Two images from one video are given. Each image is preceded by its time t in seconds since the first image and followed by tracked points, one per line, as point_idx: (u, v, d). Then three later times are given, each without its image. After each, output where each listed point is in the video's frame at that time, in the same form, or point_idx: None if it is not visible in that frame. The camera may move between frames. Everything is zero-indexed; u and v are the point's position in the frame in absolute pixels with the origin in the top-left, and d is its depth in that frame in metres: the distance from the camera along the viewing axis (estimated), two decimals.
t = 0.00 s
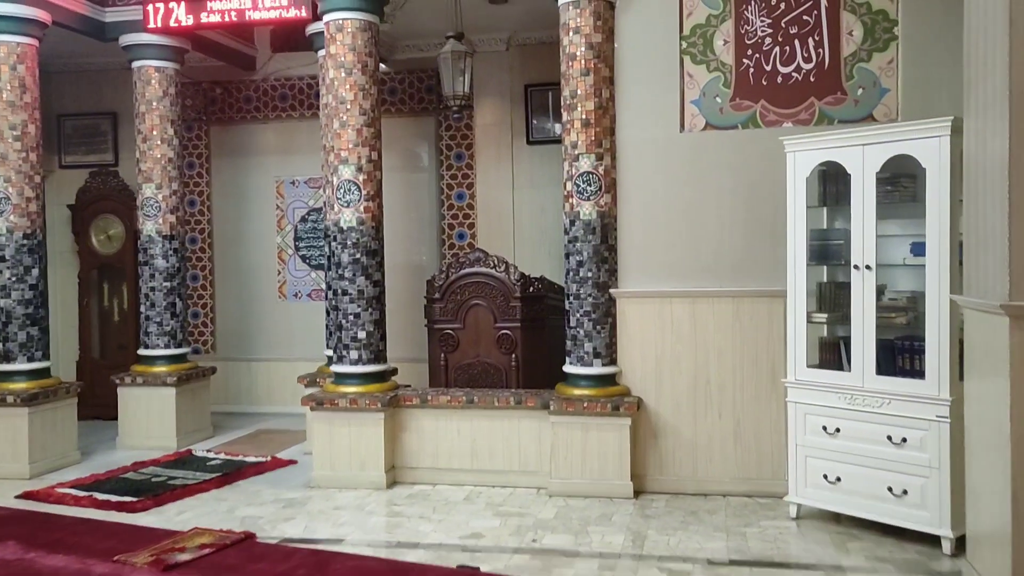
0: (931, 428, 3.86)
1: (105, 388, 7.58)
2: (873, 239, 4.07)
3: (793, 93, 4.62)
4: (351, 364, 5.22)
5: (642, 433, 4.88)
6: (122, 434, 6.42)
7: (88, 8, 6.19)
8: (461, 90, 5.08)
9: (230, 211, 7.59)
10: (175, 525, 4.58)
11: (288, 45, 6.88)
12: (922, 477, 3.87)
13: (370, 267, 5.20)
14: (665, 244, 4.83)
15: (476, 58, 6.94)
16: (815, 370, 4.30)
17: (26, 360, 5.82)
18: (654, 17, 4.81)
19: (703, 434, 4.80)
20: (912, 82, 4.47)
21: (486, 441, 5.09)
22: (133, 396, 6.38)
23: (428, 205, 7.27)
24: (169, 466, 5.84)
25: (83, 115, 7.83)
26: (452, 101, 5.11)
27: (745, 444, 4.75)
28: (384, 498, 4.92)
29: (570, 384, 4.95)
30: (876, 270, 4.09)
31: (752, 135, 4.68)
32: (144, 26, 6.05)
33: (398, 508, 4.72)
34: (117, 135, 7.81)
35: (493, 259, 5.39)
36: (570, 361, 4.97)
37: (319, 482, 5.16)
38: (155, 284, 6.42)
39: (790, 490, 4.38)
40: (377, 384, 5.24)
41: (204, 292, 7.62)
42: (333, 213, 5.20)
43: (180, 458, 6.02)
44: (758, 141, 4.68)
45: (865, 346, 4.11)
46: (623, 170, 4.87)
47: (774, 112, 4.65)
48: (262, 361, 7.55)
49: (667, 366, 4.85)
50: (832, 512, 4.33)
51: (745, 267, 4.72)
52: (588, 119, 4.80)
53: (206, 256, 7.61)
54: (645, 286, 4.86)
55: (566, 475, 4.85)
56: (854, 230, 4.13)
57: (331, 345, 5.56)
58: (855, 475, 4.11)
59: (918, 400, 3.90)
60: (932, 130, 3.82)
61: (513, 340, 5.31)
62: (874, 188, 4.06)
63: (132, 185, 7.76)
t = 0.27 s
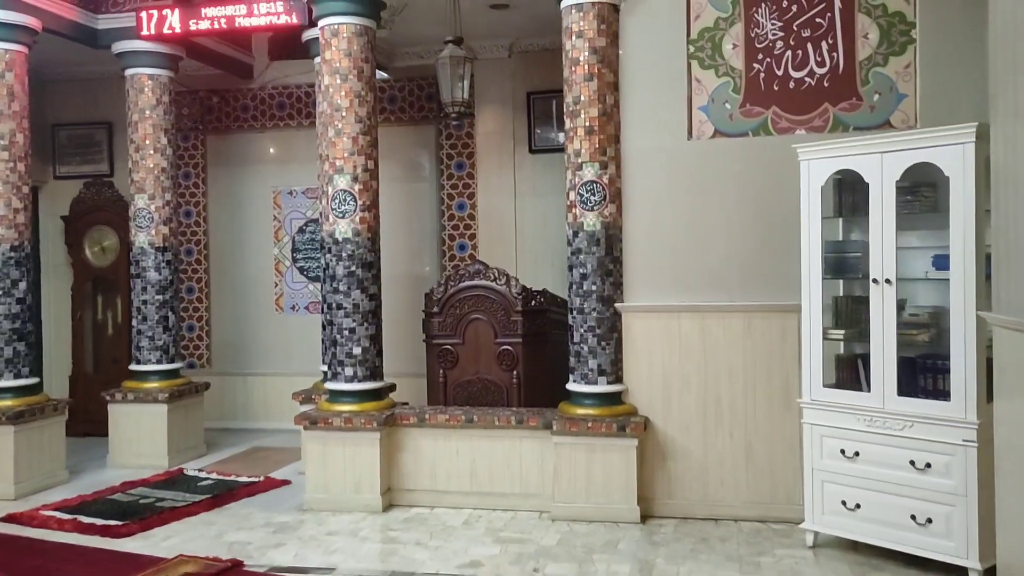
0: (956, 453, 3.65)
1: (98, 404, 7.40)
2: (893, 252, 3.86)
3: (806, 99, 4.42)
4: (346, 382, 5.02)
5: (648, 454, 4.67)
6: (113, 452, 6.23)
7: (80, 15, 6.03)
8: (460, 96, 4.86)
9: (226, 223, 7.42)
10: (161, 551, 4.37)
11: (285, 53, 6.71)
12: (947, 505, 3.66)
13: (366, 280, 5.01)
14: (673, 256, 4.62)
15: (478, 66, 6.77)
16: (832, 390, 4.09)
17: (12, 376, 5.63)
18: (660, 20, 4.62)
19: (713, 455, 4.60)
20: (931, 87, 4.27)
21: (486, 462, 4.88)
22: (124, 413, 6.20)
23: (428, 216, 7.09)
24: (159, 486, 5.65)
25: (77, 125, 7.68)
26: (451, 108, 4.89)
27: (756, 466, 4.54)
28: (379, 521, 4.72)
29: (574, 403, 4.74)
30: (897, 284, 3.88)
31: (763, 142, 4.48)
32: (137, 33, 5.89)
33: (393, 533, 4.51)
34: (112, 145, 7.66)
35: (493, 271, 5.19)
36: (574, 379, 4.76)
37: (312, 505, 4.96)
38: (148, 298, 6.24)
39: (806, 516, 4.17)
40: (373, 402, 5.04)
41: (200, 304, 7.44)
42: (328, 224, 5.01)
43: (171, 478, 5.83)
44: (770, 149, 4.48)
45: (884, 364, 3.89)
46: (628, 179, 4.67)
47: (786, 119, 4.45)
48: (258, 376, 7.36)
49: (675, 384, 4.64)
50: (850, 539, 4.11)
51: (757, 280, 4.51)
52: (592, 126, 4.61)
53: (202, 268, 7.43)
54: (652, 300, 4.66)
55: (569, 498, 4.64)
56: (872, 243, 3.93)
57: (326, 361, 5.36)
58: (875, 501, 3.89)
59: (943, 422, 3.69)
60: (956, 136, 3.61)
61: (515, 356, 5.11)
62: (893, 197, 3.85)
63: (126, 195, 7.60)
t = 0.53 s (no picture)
0: (978, 480, 3.44)
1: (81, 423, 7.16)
2: (910, 267, 3.66)
3: (816, 107, 4.25)
4: (334, 402, 4.80)
5: (651, 478, 4.46)
6: (94, 473, 5.99)
7: (64, 22, 5.84)
8: (454, 104, 4.71)
9: (215, 236, 7.21)
10: None
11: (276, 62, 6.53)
12: (970, 535, 3.45)
13: (356, 295, 4.80)
14: (677, 271, 4.43)
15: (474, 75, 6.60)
16: (845, 412, 3.88)
17: None
18: (662, 26, 4.45)
19: (719, 480, 4.38)
20: (946, 94, 4.10)
21: (481, 486, 4.66)
22: (106, 433, 5.97)
23: (423, 230, 6.90)
24: (141, 510, 5.41)
25: (63, 136, 7.49)
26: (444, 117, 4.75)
27: (764, 491, 4.33)
28: (369, 549, 4.49)
29: (573, 424, 4.52)
30: (913, 300, 3.69)
31: (770, 152, 4.30)
32: (122, 40, 5.70)
33: (383, 562, 4.28)
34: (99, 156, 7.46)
35: (488, 287, 4.98)
36: (572, 399, 4.55)
37: (299, 531, 4.73)
38: (132, 314, 6.03)
39: (818, 545, 3.95)
40: (363, 423, 4.83)
41: (187, 320, 7.23)
42: (317, 237, 4.81)
43: (153, 501, 5.60)
44: (777, 160, 4.30)
45: (901, 385, 3.69)
46: (629, 190, 4.48)
47: (795, 128, 4.28)
48: (248, 394, 7.14)
49: (679, 405, 4.43)
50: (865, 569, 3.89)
51: (765, 296, 4.32)
52: (591, 136, 4.42)
53: (190, 282, 7.22)
54: (655, 317, 4.46)
55: (568, 525, 4.41)
56: (887, 257, 3.73)
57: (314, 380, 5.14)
58: (892, 530, 3.68)
59: (965, 447, 3.48)
60: (978, 145, 3.43)
61: (511, 375, 4.90)
62: (909, 209, 3.66)
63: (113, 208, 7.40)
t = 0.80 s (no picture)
0: (999, 502, 3.27)
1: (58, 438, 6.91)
2: (924, 276, 3.47)
3: (821, 108, 4.06)
4: (318, 418, 4.56)
5: (650, 497, 4.25)
6: (68, 492, 5.74)
7: (38, 22, 5.62)
8: (443, 106, 4.50)
9: (198, 244, 6.98)
10: None
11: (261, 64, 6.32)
12: (990, 560, 3.28)
13: (341, 305, 4.57)
14: (677, 280, 4.24)
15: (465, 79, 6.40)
16: (856, 429, 3.68)
17: None
18: (661, 24, 4.26)
19: (721, 499, 4.18)
20: (957, 96, 3.92)
21: (472, 505, 4.44)
22: (80, 449, 5.72)
23: (413, 237, 6.69)
24: (116, 530, 5.16)
25: (41, 141, 7.26)
26: (431, 119, 4.54)
27: (769, 511, 4.13)
28: (353, 573, 4.26)
29: (569, 440, 4.31)
30: (928, 311, 3.49)
31: (774, 156, 4.11)
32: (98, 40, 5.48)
33: None
34: (78, 161, 7.23)
35: (479, 296, 4.76)
36: (568, 415, 4.34)
37: (280, 553, 4.50)
38: (108, 325, 5.79)
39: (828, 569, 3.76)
40: (348, 439, 4.59)
41: (169, 331, 6.99)
42: (300, 244, 4.59)
43: (129, 521, 5.35)
44: (781, 163, 4.11)
45: (915, 401, 3.50)
46: (627, 195, 4.29)
47: (800, 130, 4.09)
48: (230, 408, 6.90)
49: (679, 420, 4.23)
50: None
51: (770, 306, 4.13)
52: (587, 138, 4.22)
53: (171, 292, 6.98)
54: (655, 328, 4.26)
55: (564, 547, 4.20)
56: (900, 265, 3.54)
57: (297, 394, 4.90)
58: (908, 554, 3.49)
59: (984, 467, 3.30)
60: (996, 147, 3.25)
61: (503, 388, 4.69)
62: (922, 215, 3.47)
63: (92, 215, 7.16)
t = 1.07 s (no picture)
0: (1018, 531, 3.08)
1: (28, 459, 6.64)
2: (936, 290, 3.28)
3: (824, 115, 3.89)
4: (296, 440, 4.33)
5: (646, 523, 4.03)
6: (35, 517, 5.48)
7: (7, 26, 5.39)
8: (429, 112, 4.28)
9: (176, 257, 6.74)
10: None
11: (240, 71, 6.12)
12: None
13: (321, 322, 4.35)
14: (673, 295, 4.04)
15: (454, 87, 6.22)
16: (864, 452, 3.47)
17: None
18: (655, 28, 4.08)
19: (721, 525, 3.96)
20: (965, 102, 3.76)
21: (458, 532, 4.21)
22: (49, 473, 5.46)
23: (399, 250, 6.48)
24: (84, 559, 4.91)
25: (14, 151, 7.02)
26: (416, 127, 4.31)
27: (771, 538, 3.91)
28: None
29: (560, 464, 4.10)
30: (940, 328, 3.30)
31: (775, 164, 3.94)
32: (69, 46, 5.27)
33: None
34: (52, 172, 6.99)
35: (467, 312, 4.55)
36: (559, 437, 4.12)
37: None
38: (79, 342, 5.55)
39: None
40: (328, 463, 4.35)
41: (146, 347, 6.74)
42: (278, 257, 4.37)
43: (99, 548, 5.09)
44: (781, 173, 3.93)
45: (928, 423, 3.30)
46: (621, 206, 4.10)
47: (801, 138, 3.91)
48: (210, 427, 6.65)
49: (676, 442, 4.02)
50: None
51: (771, 322, 3.94)
52: (579, 146, 4.03)
53: (148, 306, 6.74)
54: (651, 345, 4.06)
55: None
56: (910, 279, 3.35)
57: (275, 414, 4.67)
58: None
59: (1002, 493, 3.11)
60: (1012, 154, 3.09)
61: (492, 409, 4.47)
62: (933, 226, 3.29)
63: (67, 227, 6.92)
